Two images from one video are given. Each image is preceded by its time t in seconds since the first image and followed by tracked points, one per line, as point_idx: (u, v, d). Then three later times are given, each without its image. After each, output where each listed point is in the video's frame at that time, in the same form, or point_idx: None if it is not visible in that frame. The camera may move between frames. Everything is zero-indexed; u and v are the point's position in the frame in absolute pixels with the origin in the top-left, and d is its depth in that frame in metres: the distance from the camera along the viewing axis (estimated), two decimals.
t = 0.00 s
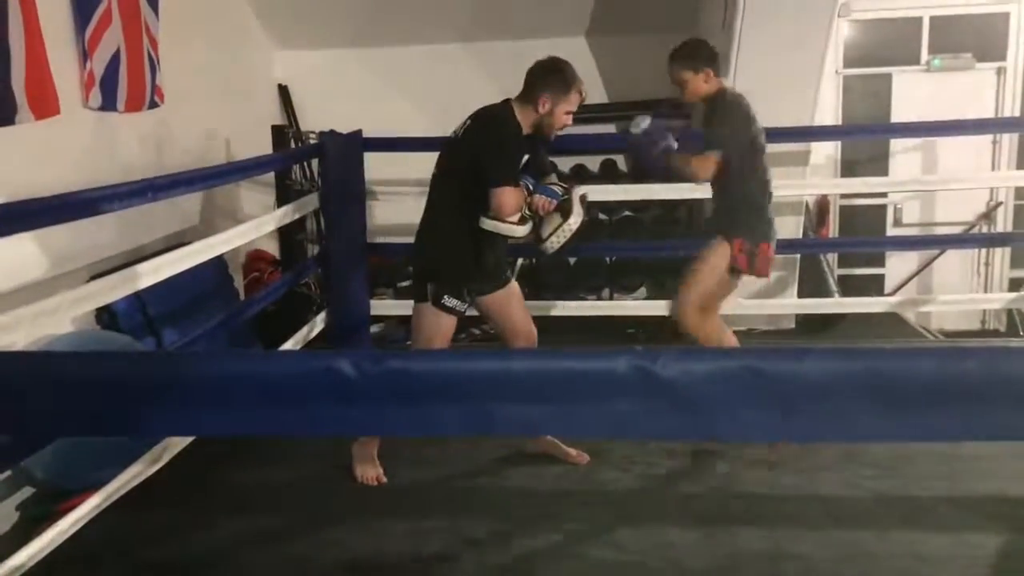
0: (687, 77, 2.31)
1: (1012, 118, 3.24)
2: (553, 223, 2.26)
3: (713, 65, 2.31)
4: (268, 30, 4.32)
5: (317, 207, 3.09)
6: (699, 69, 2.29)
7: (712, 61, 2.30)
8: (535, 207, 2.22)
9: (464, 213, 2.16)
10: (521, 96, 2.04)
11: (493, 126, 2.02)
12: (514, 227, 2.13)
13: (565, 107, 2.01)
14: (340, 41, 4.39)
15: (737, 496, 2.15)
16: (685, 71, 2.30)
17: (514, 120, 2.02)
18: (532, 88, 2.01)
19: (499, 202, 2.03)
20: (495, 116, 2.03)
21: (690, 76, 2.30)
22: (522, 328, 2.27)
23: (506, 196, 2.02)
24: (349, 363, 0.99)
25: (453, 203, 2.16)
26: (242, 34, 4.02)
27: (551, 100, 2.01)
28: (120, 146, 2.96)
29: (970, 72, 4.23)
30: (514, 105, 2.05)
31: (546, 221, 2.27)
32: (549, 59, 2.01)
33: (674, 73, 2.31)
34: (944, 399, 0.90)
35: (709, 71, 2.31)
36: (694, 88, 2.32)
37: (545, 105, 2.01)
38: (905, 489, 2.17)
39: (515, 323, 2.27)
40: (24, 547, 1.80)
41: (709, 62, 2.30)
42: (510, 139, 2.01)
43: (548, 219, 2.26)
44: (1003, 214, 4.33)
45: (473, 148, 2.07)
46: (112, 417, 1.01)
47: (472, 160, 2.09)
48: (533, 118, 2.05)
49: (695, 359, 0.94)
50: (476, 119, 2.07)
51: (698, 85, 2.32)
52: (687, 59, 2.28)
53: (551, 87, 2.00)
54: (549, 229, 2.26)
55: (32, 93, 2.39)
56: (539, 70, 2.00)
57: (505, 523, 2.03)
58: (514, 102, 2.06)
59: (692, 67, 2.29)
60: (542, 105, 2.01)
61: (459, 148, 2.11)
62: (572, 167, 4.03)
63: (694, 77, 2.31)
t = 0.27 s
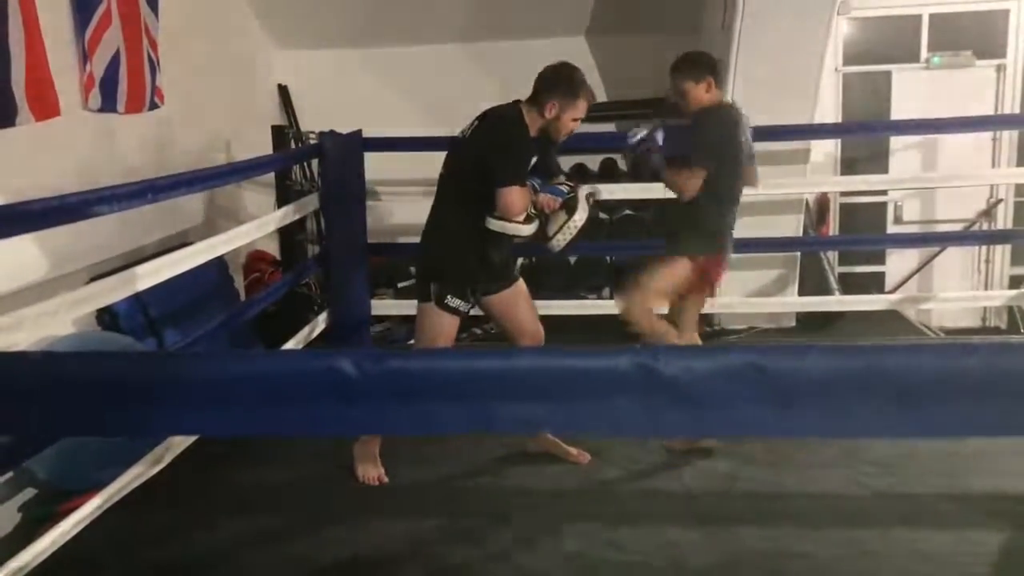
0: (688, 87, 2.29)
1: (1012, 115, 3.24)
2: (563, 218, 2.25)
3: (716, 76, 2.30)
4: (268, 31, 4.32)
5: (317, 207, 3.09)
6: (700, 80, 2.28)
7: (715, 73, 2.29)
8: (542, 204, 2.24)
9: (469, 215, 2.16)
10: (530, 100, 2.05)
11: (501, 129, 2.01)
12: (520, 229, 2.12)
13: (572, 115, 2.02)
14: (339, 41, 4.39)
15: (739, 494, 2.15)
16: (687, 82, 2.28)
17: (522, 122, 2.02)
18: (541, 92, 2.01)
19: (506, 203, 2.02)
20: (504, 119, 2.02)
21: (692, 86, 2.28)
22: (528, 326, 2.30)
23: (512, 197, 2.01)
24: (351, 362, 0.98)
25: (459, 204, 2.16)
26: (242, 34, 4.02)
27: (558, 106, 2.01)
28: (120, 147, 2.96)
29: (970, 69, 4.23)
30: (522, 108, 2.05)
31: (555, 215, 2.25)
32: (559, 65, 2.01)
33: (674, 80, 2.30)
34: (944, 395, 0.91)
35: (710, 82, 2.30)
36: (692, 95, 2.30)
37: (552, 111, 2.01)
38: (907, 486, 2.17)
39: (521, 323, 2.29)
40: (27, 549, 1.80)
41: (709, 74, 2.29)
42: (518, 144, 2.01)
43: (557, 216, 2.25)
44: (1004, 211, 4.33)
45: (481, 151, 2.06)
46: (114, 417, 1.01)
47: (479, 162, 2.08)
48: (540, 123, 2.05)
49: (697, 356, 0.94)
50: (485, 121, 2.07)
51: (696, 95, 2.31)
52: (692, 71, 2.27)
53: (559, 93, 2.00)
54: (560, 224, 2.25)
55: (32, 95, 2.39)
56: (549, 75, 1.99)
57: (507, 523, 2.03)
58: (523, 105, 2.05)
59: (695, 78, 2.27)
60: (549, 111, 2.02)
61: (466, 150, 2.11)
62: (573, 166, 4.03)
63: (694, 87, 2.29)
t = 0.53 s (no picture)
0: (696, 76, 2.26)
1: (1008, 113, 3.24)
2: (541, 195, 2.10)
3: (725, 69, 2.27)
4: (265, 32, 4.32)
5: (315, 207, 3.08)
6: (709, 70, 2.25)
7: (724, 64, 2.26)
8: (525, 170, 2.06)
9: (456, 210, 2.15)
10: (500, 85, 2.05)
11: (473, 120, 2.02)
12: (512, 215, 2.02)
13: (546, 90, 2.01)
14: (336, 42, 4.39)
15: (737, 492, 2.15)
16: (694, 70, 2.25)
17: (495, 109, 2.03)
18: (511, 75, 2.02)
19: (491, 185, 1.97)
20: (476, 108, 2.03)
21: (700, 75, 2.25)
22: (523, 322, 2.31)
23: (493, 180, 1.97)
24: (347, 359, 0.98)
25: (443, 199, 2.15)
26: (239, 35, 4.03)
27: (531, 85, 2.01)
28: (118, 148, 2.96)
29: (966, 68, 4.24)
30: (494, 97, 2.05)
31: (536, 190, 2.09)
32: (525, 45, 2.01)
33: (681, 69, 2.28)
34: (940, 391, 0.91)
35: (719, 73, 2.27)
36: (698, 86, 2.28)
37: (524, 91, 2.01)
38: (905, 484, 2.17)
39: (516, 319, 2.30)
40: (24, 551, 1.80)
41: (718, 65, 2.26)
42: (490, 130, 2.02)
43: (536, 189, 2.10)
44: (1000, 210, 4.34)
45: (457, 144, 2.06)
46: (112, 416, 1.01)
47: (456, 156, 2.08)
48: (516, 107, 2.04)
49: (693, 353, 0.94)
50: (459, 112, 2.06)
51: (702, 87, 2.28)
52: (700, 59, 2.24)
53: (528, 72, 1.99)
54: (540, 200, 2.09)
55: (29, 96, 2.39)
56: (516, 56, 2.00)
57: (506, 522, 2.03)
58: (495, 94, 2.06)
59: (701, 66, 2.24)
60: (522, 92, 2.02)
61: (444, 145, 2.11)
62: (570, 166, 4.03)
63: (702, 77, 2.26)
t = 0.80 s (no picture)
0: (698, 82, 2.17)
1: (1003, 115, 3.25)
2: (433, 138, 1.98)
3: (728, 77, 2.17)
4: (261, 33, 4.32)
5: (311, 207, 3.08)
6: (711, 77, 2.15)
7: (727, 72, 2.16)
8: (403, 135, 1.99)
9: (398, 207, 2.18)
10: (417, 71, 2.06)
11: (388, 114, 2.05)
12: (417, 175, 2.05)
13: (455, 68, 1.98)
14: (331, 42, 4.38)
15: (732, 493, 2.15)
16: (697, 75, 2.16)
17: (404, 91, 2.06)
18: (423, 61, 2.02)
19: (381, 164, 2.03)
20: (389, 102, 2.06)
21: (701, 81, 2.16)
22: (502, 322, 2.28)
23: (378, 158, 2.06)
24: (340, 362, 0.98)
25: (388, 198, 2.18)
26: (234, 35, 4.02)
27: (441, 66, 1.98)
28: (112, 148, 2.95)
29: (961, 70, 4.25)
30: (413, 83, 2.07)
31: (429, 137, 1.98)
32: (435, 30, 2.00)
33: (684, 74, 2.19)
34: (935, 393, 0.91)
35: (723, 83, 2.17)
36: (699, 93, 2.18)
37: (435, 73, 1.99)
38: (899, 484, 2.18)
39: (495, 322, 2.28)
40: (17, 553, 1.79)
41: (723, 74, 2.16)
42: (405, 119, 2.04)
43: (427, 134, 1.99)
44: (995, 211, 4.35)
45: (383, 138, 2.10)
46: (105, 418, 1.00)
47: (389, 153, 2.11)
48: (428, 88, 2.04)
49: (687, 355, 0.94)
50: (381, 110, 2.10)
51: (704, 94, 2.17)
52: (702, 64, 2.15)
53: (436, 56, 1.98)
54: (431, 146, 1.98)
55: (23, 97, 2.38)
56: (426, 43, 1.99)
57: (500, 523, 2.03)
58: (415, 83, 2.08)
59: (704, 71, 2.15)
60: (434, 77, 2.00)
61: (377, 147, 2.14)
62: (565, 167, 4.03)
63: (705, 84, 2.17)
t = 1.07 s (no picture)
0: (713, 78, 2.14)
1: (998, 118, 3.26)
2: (408, 116, 1.94)
3: (744, 76, 2.14)
4: (258, 34, 4.31)
5: (309, 208, 3.08)
6: (728, 75, 2.12)
7: (744, 71, 2.12)
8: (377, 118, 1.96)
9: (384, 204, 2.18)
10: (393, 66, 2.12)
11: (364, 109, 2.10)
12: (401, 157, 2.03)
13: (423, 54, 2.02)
14: (329, 43, 4.39)
15: (727, 495, 2.15)
16: (714, 72, 2.13)
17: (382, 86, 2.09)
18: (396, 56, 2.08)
19: (364, 154, 2.04)
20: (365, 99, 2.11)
21: (717, 77, 2.13)
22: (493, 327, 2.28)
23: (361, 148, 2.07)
24: (332, 366, 0.98)
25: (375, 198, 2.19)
26: (231, 36, 4.02)
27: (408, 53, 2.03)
28: (108, 149, 2.95)
29: (957, 73, 4.26)
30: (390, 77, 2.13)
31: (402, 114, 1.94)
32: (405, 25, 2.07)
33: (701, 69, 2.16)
34: (925, 398, 0.91)
35: (740, 82, 2.14)
36: (713, 91, 2.15)
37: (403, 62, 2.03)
38: (893, 487, 2.18)
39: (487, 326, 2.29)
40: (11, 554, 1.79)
41: (741, 73, 2.13)
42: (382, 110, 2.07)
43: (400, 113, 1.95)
44: (991, 214, 4.36)
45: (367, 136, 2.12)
46: (98, 422, 1.01)
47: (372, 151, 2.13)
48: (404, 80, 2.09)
49: (679, 360, 0.95)
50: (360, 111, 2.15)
51: (717, 93, 2.15)
52: (720, 61, 2.12)
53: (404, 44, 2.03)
54: (405, 122, 1.95)
55: (19, 97, 2.38)
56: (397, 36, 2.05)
57: (495, 525, 2.03)
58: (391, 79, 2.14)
59: (721, 68, 2.12)
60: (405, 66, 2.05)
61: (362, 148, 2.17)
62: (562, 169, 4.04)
63: (720, 81, 2.14)
